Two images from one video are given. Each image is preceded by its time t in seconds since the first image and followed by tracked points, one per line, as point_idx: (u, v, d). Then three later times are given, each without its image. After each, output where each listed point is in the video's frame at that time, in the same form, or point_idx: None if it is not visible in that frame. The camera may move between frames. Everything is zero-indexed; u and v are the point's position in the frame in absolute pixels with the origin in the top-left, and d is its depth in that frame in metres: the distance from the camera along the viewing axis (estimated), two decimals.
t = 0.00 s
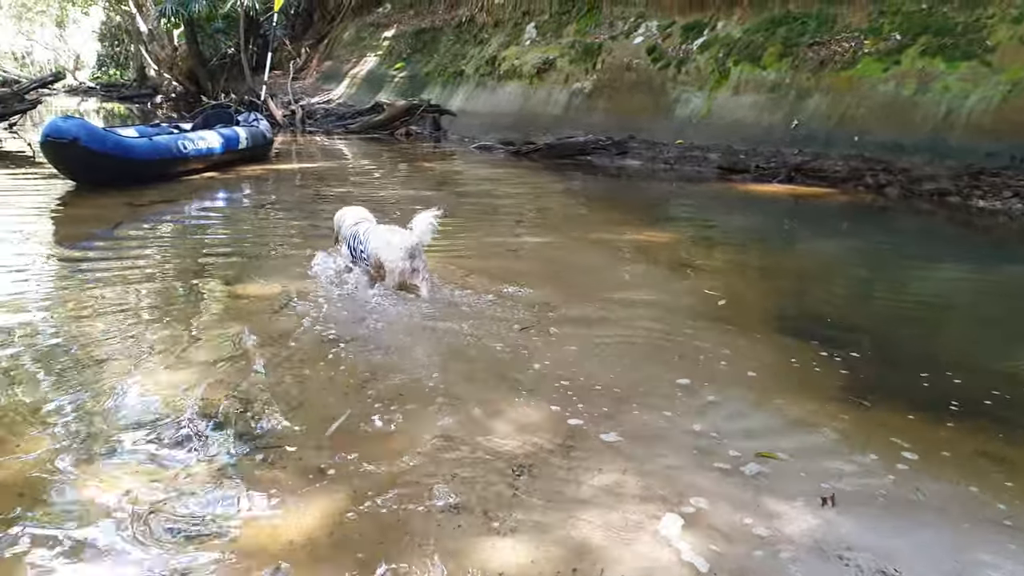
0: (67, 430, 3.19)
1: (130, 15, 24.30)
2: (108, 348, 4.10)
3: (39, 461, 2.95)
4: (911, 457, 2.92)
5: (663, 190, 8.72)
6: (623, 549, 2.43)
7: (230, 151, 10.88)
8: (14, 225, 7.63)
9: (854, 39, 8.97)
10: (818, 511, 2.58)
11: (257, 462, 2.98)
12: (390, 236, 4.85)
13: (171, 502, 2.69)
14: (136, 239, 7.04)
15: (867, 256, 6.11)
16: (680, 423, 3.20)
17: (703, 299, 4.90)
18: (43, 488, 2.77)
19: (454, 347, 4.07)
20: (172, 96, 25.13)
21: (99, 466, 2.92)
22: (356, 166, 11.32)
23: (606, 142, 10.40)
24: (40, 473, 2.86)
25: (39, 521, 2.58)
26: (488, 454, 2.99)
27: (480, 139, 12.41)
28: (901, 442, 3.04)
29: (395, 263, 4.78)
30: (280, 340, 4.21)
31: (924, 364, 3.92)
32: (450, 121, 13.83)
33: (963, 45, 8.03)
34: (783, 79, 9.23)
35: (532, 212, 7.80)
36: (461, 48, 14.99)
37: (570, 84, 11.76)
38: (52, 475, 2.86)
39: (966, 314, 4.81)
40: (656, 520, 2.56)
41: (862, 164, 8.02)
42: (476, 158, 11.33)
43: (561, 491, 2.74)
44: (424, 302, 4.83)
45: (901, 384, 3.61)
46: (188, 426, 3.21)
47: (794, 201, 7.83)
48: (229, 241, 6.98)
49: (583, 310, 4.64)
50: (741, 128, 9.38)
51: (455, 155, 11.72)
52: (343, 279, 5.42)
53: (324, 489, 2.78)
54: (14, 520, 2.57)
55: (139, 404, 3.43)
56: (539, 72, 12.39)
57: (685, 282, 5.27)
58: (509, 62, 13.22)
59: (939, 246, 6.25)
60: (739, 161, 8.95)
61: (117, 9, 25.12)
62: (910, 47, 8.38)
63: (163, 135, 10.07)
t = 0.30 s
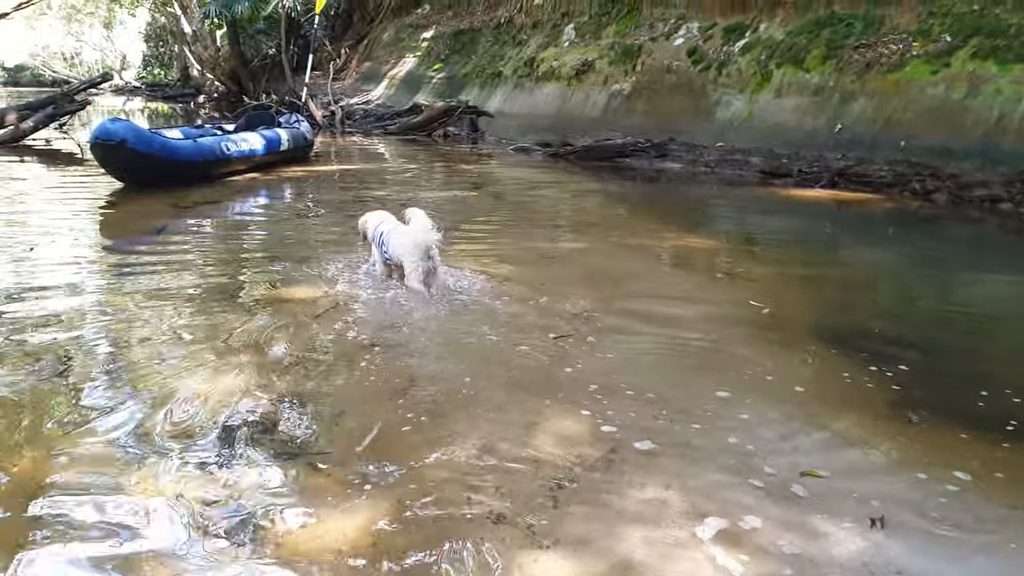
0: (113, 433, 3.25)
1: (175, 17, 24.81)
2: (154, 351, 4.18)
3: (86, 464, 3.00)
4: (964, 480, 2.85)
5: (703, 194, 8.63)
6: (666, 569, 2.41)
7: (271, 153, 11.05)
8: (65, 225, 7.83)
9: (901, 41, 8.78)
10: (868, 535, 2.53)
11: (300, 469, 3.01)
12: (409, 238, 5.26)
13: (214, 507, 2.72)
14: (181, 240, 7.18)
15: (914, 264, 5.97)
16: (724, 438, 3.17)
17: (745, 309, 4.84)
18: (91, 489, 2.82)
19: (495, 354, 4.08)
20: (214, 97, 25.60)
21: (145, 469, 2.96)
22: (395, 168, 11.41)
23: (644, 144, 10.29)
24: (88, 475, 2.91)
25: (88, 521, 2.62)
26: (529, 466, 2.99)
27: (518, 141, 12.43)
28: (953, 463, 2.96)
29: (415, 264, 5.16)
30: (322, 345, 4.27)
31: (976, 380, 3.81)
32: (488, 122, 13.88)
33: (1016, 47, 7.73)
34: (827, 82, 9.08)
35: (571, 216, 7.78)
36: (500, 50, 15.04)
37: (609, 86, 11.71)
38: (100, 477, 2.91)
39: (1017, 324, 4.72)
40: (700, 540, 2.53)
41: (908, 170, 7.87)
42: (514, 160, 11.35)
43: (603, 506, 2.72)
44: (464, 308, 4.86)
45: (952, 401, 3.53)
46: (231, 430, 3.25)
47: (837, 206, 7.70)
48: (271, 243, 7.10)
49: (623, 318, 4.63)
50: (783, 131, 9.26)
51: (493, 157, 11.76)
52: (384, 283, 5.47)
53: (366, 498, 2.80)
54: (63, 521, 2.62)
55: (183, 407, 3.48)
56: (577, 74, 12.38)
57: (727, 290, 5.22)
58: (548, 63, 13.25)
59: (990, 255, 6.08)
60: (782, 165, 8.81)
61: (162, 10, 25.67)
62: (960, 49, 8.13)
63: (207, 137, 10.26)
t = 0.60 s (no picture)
0: (152, 441, 3.29)
1: (218, 19, 25.23)
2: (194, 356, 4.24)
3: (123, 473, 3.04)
4: (1011, 508, 2.78)
5: (742, 199, 8.54)
6: None
7: (311, 156, 11.18)
8: (111, 226, 8.01)
9: (950, 44, 8.56)
10: (910, 562, 2.48)
11: (336, 480, 3.04)
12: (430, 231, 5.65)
13: (252, 520, 2.77)
14: (223, 243, 7.32)
15: (961, 275, 5.83)
16: (763, 458, 3.14)
17: (786, 321, 4.78)
18: (130, 500, 2.86)
19: (531, 366, 4.08)
20: (254, 97, 25.99)
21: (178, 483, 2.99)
22: (432, 170, 11.49)
23: (682, 147, 10.22)
24: (124, 486, 2.95)
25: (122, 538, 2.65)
26: (566, 482, 2.99)
27: (555, 143, 12.43)
28: (1001, 490, 2.89)
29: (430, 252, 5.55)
30: (360, 354, 4.30)
31: None
32: (525, 124, 13.90)
33: None
34: (872, 85, 8.90)
35: (607, 221, 7.76)
36: (538, 52, 15.05)
37: (647, 88, 11.64)
38: (135, 489, 2.94)
39: None
40: (737, 561, 2.51)
41: (955, 176, 7.69)
42: (550, 163, 11.35)
43: (640, 525, 2.71)
44: (501, 317, 4.86)
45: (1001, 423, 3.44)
46: (263, 447, 3.28)
47: (880, 213, 7.56)
48: (311, 246, 7.17)
49: (661, 330, 4.59)
50: (826, 135, 9.10)
51: (530, 160, 11.78)
52: (422, 291, 5.50)
53: (402, 511, 2.83)
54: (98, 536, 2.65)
55: (219, 417, 3.51)
56: (615, 76, 12.32)
57: (768, 302, 5.15)
58: (585, 65, 13.21)
59: None
60: (823, 170, 8.69)
61: (206, 12, 26.10)
62: (1011, 53, 7.89)
63: (249, 141, 10.43)
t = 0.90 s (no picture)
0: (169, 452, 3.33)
1: (246, 21, 25.51)
2: (219, 363, 4.29)
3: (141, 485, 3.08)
4: None
5: (767, 204, 8.48)
6: None
7: (337, 159, 11.27)
8: (139, 229, 8.13)
9: (982, 46, 8.40)
10: None
11: (358, 490, 3.08)
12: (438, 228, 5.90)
13: (275, 530, 2.81)
14: (250, 246, 7.41)
15: (991, 283, 5.74)
16: (786, 473, 3.12)
17: (810, 331, 4.74)
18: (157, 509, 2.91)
19: (553, 375, 4.09)
20: (281, 98, 26.27)
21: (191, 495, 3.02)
22: (456, 173, 11.54)
23: (708, 150, 10.19)
24: (144, 497, 2.99)
25: (136, 550, 2.68)
26: (587, 494, 3.00)
27: (580, 146, 12.45)
28: None
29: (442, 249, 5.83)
30: (383, 362, 4.34)
31: None
32: (549, 126, 13.92)
33: None
34: (901, 88, 8.78)
35: (630, 226, 7.75)
36: (563, 53, 15.07)
37: (673, 91, 11.59)
38: (155, 499, 2.98)
39: None
40: None
41: (986, 181, 7.57)
42: (574, 166, 11.36)
43: (661, 540, 2.71)
44: (524, 324, 4.88)
45: None
46: (282, 457, 3.31)
47: (908, 218, 7.47)
48: (337, 250, 7.24)
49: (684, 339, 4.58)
50: (854, 138, 9.00)
51: (554, 163, 11.79)
52: (446, 297, 5.54)
53: (424, 522, 2.86)
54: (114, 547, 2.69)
55: (243, 426, 3.55)
56: (640, 78, 12.29)
57: (793, 310, 5.11)
58: (610, 67, 13.18)
59: None
60: (850, 175, 8.65)
61: (234, 14, 26.40)
62: None
63: (275, 144, 10.54)
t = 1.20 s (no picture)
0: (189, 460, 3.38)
1: (268, 22, 25.73)
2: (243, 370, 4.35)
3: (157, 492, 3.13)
4: None
5: (788, 208, 8.45)
6: None
7: (358, 161, 11.37)
8: (162, 231, 8.24)
9: (1008, 49, 8.30)
10: None
11: (382, 499, 3.12)
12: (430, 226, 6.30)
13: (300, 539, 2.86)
14: (274, 249, 7.50)
15: (1016, 292, 5.70)
16: (808, 487, 3.14)
17: (833, 341, 4.73)
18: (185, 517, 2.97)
19: (575, 384, 4.13)
20: (302, 99, 26.51)
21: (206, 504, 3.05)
22: (476, 176, 11.60)
23: (729, 153, 10.18)
24: (173, 505, 3.05)
25: (146, 559, 2.72)
26: (608, 506, 3.04)
27: (600, 148, 12.49)
28: None
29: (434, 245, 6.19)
30: (407, 370, 4.39)
31: None
32: (569, 128, 13.97)
33: None
34: (925, 92, 8.70)
35: (650, 231, 7.76)
36: (583, 55, 15.10)
37: (693, 93, 11.58)
38: (184, 507, 3.04)
39: None
40: None
41: (1011, 186, 7.51)
42: (594, 168, 11.38)
43: (681, 553, 2.75)
44: (545, 331, 4.92)
45: None
46: (302, 468, 3.35)
47: (931, 223, 7.42)
48: (359, 254, 7.32)
49: (705, 348, 4.60)
50: (876, 142, 8.94)
51: (574, 165, 11.83)
52: (468, 303, 5.59)
53: (447, 532, 2.90)
54: (120, 555, 2.73)
55: (269, 436, 3.61)
56: (661, 81, 12.27)
57: (815, 319, 5.11)
58: (631, 69, 13.18)
59: None
60: (872, 178, 8.59)
61: (256, 14, 26.64)
62: None
63: (298, 147, 10.65)
